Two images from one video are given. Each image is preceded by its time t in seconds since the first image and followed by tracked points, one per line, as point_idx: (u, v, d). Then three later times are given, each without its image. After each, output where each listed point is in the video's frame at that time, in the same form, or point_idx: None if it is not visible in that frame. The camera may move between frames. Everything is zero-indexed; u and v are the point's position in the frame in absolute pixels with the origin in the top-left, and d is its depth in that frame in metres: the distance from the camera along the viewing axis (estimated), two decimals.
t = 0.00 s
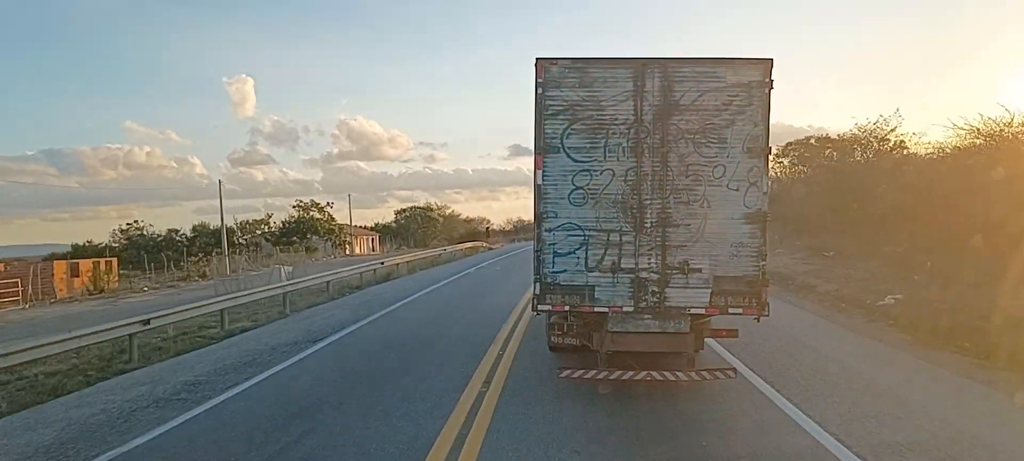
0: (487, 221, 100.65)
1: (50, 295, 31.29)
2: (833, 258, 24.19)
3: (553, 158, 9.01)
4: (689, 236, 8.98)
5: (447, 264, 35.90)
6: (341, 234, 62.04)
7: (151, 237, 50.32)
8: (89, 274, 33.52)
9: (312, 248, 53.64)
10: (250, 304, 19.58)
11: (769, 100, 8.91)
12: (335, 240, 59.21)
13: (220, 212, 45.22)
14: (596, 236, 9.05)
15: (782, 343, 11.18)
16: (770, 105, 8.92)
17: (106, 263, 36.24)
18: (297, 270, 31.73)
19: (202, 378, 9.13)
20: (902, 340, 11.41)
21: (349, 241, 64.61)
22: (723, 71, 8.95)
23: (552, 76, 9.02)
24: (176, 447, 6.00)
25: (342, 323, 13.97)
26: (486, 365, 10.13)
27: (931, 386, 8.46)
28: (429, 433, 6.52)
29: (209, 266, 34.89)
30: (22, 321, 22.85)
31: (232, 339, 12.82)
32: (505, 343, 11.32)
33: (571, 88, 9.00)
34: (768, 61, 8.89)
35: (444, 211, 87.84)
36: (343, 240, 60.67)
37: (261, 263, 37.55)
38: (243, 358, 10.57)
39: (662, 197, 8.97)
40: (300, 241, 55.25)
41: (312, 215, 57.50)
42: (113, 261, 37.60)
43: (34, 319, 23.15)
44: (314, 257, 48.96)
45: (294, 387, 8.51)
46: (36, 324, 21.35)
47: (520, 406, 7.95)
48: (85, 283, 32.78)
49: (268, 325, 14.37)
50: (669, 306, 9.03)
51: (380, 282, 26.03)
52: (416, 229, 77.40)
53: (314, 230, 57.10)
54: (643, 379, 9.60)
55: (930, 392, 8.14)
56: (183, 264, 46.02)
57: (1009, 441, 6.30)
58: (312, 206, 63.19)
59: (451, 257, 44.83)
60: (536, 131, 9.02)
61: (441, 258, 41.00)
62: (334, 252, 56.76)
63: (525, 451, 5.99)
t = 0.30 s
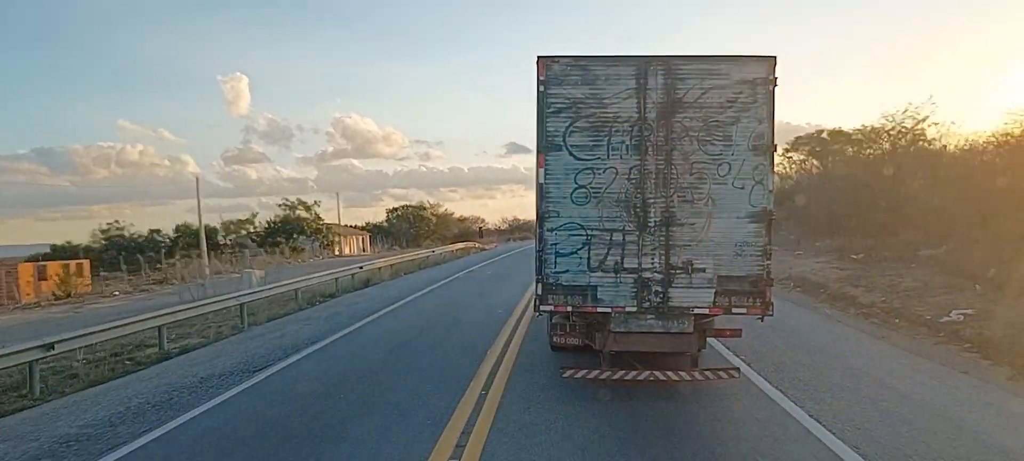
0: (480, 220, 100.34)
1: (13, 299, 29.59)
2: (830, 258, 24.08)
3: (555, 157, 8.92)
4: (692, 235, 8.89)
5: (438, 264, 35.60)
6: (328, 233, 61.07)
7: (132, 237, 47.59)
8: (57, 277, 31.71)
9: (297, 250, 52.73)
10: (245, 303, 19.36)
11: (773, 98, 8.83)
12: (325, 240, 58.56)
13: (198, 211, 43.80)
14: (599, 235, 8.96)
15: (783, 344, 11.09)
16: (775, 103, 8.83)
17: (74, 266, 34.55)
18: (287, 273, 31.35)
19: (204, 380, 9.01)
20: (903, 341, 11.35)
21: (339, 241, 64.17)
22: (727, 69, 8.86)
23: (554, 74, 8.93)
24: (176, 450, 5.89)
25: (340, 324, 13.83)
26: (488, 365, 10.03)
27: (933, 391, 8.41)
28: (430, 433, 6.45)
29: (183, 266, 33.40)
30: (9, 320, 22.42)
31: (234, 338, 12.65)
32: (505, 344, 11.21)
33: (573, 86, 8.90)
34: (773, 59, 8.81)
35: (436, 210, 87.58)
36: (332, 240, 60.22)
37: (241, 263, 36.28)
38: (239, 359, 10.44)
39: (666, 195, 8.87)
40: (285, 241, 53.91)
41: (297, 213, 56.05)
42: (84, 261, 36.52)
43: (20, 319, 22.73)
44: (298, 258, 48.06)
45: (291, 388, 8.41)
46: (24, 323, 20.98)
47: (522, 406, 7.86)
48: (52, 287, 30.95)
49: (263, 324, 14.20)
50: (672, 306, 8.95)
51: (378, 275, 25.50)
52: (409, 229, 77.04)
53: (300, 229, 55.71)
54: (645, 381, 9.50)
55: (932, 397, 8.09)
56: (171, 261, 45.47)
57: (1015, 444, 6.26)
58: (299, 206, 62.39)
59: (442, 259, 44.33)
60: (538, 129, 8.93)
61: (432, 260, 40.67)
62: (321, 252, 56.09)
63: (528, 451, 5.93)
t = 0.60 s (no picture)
0: (477, 218, 100.25)
1: None
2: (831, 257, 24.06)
3: (559, 156, 8.87)
4: (697, 234, 8.84)
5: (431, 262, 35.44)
6: (321, 231, 60.35)
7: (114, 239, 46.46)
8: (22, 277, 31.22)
9: (287, 251, 51.98)
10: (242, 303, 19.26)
11: (778, 96, 8.78)
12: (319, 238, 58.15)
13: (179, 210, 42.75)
14: (603, 234, 8.91)
15: (785, 341, 11.05)
16: (780, 101, 8.78)
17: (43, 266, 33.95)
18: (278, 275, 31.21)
19: (202, 378, 8.94)
20: (905, 338, 11.32)
21: (331, 239, 64.06)
22: (732, 66, 8.81)
23: (557, 73, 8.87)
24: (178, 452, 5.84)
25: (340, 323, 13.78)
26: (491, 364, 9.98)
27: (938, 387, 8.39)
28: (434, 435, 6.43)
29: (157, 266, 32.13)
30: (0, 323, 22.17)
31: (232, 336, 12.55)
32: (508, 344, 11.15)
33: (577, 85, 8.85)
34: (778, 56, 8.76)
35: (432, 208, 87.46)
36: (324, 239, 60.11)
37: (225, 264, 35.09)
38: (240, 359, 10.39)
39: (670, 194, 8.82)
40: (274, 241, 52.48)
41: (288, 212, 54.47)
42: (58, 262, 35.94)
43: (13, 321, 22.54)
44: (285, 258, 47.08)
45: (294, 388, 8.38)
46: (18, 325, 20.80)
47: (525, 407, 7.82)
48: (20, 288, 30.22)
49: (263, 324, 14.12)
50: (677, 305, 8.90)
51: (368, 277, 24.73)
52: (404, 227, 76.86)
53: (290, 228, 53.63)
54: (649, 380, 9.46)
55: (936, 393, 8.08)
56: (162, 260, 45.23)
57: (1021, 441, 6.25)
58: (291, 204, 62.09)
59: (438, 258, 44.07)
60: (541, 128, 8.88)
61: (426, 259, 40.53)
62: (314, 252, 55.62)
63: (534, 453, 5.91)
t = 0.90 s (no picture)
0: (472, 218, 99.88)
1: None
2: (831, 257, 24.04)
3: (565, 155, 8.80)
4: (704, 234, 8.77)
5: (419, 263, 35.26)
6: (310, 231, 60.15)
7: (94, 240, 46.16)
8: None
9: (275, 252, 51.78)
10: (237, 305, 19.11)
11: (786, 95, 8.71)
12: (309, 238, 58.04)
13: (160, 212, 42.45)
14: (609, 234, 8.83)
15: (790, 341, 10.98)
16: (788, 100, 8.71)
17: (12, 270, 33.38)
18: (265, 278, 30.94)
19: (202, 378, 8.83)
20: (910, 337, 11.26)
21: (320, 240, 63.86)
22: (740, 65, 8.73)
23: (564, 71, 8.80)
24: (180, 449, 5.75)
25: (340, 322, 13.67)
26: (494, 364, 9.88)
27: (946, 386, 8.33)
28: (439, 433, 6.35)
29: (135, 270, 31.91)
30: None
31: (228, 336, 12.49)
32: (510, 344, 11.06)
33: (584, 83, 8.78)
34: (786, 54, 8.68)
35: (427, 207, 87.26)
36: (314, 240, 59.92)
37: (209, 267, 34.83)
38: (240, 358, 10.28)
39: (677, 193, 8.75)
40: (260, 241, 52.20)
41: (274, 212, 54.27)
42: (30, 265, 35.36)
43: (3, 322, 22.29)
44: (269, 260, 46.59)
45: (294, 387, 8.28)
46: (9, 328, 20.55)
47: (529, 407, 7.74)
48: None
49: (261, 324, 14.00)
50: (683, 305, 8.82)
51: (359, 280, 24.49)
52: (399, 227, 76.72)
53: (276, 227, 53.35)
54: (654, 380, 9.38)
55: (943, 393, 8.02)
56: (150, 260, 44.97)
57: None
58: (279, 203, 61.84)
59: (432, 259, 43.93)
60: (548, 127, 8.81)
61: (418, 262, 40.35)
62: (303, 253, 55.44)
63: (540, 452, 5.84)
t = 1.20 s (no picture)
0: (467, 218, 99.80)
1: None
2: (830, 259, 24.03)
3: (569, 154, 8.79)
4: (709, 233, 8.76)
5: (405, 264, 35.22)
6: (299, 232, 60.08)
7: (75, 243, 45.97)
8: None
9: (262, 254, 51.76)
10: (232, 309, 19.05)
11: (791, 94, 8.70)
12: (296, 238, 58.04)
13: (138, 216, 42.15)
14: (613, 233, 8.82)
15: (792, 341, 10.98)
16: (793, 99, 8.71)
17: None
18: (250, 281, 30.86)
19: (203, 384, 8.80)
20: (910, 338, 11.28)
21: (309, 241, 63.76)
22: (744, 64, 8.73)
23: (568, 70, 8.80)
24: (186, 454, 5.73)
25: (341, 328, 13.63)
26: (497, 367, 9.86)
27: (949, 387, 8.35)
28: (445, 436, 6.35)
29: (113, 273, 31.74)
30: None
31: (228, 343, 12.52)
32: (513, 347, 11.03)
33: (588, 82, 8.77)
34: (791, 53, 8.68)
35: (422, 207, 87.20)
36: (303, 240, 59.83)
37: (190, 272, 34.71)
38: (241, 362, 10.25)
39: (681, 192, 8.74)
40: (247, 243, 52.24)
41: (262, 212, 54.29)
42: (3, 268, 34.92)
43: None
44: (256, 262, 46.52)
45: (298, 391, 8.27)
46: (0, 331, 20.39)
47: (533, 408, 7.74)
48: None
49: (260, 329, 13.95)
50: (688, 304, 8.81)
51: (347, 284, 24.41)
52: (393, 227, 76.63)
53: (264, 228, 53.59)
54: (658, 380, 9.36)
55: (947, 394, 8.04)
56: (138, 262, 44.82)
57: None
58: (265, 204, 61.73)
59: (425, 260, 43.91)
60: (552, 126, 8.80)
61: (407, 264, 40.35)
62: (291, 254, 55.41)
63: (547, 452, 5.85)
